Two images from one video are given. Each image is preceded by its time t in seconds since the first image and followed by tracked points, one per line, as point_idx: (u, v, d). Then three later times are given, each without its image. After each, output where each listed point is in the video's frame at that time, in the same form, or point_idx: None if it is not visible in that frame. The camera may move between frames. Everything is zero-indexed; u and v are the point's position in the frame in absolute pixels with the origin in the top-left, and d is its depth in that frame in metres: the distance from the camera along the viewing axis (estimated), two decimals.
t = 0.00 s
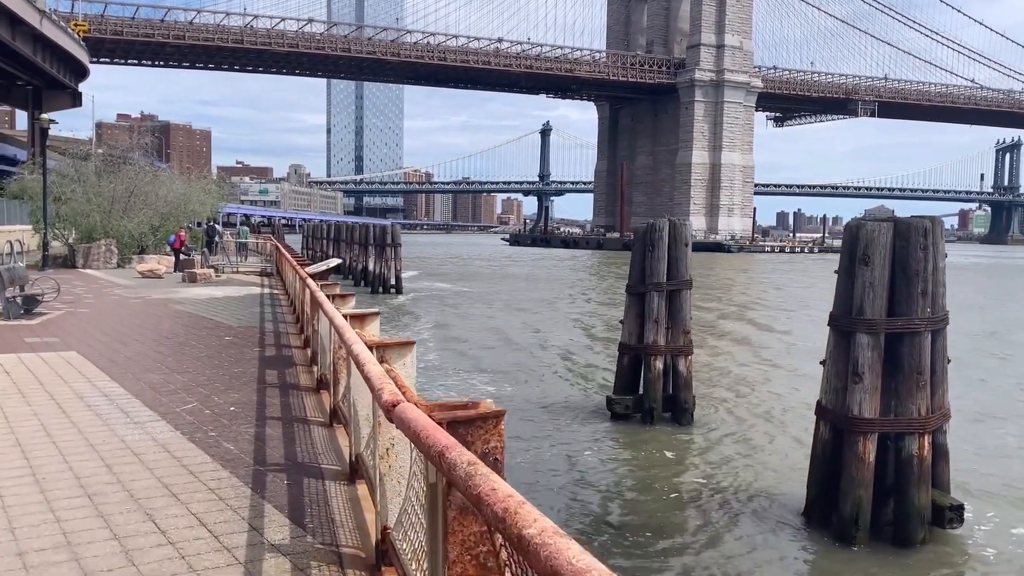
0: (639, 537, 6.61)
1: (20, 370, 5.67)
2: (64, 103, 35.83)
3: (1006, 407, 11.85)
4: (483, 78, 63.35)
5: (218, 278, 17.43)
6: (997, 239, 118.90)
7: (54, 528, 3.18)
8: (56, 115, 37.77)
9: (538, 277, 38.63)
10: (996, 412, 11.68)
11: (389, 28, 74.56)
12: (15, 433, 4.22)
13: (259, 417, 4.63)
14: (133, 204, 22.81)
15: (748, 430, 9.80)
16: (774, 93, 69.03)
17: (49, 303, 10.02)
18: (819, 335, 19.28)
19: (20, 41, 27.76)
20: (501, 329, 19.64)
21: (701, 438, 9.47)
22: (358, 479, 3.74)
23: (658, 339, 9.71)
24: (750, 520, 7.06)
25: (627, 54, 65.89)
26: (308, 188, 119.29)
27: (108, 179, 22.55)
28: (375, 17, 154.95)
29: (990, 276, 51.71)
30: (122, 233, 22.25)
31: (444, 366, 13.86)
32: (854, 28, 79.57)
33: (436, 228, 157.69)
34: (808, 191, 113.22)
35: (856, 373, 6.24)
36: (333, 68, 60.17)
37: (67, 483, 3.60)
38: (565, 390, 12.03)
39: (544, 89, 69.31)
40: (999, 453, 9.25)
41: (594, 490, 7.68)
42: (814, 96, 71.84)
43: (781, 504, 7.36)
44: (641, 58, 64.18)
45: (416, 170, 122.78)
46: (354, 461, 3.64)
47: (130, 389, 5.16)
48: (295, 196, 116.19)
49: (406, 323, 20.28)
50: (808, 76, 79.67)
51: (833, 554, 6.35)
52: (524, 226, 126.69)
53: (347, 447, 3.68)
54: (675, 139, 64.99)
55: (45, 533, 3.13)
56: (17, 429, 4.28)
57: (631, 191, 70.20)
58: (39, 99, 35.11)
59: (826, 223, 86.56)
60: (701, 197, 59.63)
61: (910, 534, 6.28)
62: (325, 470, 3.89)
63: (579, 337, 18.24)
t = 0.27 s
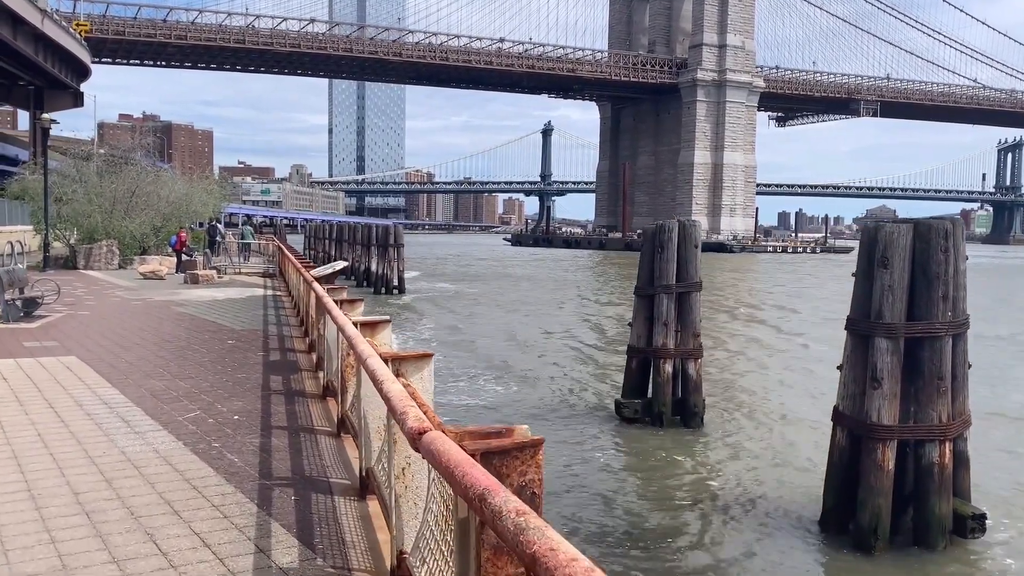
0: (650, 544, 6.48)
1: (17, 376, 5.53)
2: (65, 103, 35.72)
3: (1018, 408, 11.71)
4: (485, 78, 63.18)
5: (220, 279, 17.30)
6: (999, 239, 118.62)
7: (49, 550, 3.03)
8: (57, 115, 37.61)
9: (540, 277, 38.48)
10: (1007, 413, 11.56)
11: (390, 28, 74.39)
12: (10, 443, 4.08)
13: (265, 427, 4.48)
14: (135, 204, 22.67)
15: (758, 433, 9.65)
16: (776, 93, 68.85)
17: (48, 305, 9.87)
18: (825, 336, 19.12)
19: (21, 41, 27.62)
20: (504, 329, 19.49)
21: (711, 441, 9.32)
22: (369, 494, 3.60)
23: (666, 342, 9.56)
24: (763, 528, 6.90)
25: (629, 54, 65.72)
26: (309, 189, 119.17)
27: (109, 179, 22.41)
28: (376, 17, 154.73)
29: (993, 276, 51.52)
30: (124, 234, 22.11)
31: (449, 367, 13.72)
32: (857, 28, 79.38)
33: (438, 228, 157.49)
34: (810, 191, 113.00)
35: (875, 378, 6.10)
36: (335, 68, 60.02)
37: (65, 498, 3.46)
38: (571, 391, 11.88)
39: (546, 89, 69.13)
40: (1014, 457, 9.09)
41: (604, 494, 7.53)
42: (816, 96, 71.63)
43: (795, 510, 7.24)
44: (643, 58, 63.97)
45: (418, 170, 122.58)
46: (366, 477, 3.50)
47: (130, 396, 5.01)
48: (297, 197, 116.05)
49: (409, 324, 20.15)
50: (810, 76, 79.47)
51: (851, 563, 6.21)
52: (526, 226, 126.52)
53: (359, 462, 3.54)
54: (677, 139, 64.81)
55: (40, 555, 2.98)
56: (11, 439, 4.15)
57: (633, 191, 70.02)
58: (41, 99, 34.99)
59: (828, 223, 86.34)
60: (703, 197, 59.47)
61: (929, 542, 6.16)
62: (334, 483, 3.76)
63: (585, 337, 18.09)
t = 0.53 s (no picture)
0: (663, 548, 6.31)
1: (11, 377, 5.36)
2: (65, 102, 35.59)
3: None
4: (485, 77, 63.04)
5: (220, 279, 17.13)
6: (999, 239, 118.44)
7: (40, 564, 2.86)
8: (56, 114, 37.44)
9: (541, 277, 38.31)
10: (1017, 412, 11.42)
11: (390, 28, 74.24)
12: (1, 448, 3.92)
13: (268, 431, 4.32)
14: (134, 204, 22.52)
15: (768, 436, 9.47)
16: (777, 92, 68.70)
17: (46, 304, 9.70)
18: (830, 337, 18.93)
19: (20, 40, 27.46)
20: (506, 329, 19.33)
21: (719, 444, 9.14)
22: (377, 503, 3.43)
23: (675, 343, 9.39)
24: (777, 533, 6.73)
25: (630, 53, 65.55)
26: (309, 189, 118.96)
27: (109, 177, 22.25)
28: (376, 17, 154.57)
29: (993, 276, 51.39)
30: (123, 233, 21.94)
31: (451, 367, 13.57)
32: (857, 27, 79.22)
33: (437, 228, 157.33)
34: (811, 191, 112.81)
35: (894, 380, 5.92)
36: (335, 68, 59.86)
37: (56, 508, 3.29)
38: (576, 392, 11.71)
39: (547, 89, 68.95)
40: None
41: (613, 498, 7.35)
42: (816, 95, 71.48)
43: (809, 513, 7.08)
44: (644, 58, 63.80)
45: (417, 170, 122.43)
46: (373, 485, 3.33)
47: (127, 399, 4.85)
48: (297, 196, 115.90)
49: (409, 324, 19.99)
50: (811, 76, 79.29)
51: (869, 568, 6.05)
52: (525, 226, 126.35)
53: (368, 470, 3.36)
54: (678, 139, 64.63)
55: (30, 569, 2.82)
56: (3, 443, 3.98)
57: (633, 191, 69.86)
58: (40, 98, 34.84)
59: (829, 223, 86.20)
60: (704, 196, 59.32)
61: (950, 547, 5.99)
62: (341, 491, 3.59)
63: (588, 337, 17.91)
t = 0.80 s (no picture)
0: (673, 559, 6.14)
1: (2, 386, 5.19)
2: (63, 102, 35.46)
3: None
4: (485, 77, 62.88)
5: (218, 280, 16.94)
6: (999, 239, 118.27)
7: None
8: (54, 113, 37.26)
9: (541, 277, 38.09)
10: None
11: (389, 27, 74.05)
12: None
13: (269, 444, 4.15)
14: (132, 204, 22.35)
15: (775, 444, 9.28)
16: (777, 92, 68.50)
17: (40, 309, 9.50)
18: (835, 339, 18.71)
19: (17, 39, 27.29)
20: (506, 329, 19.16)
21: (728, 452, 8.94)
22: (384, 525, 3.26)
23: (683, 346, 9.20)
24: (787, 544, 6.55)
25: (630, 53, 65.36)
26: (308, 189, 118.78)
27: (106, 178, 22.05)
28: (375, 17, 154.32)
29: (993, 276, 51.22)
30: (121, 234, 21.76)
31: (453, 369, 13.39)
32: (857, 26, 78.99)
33: (437, 228, 157.09)
34: (811, 190, 112.63)
35: (912, 387, 5.75)
36: (334, 67, 59.64)
37: (43, 533, 3.11)
38: (579, 395, 11.51)
39: (546, 88, 68.76)
40: None
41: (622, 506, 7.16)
42: (816, 95, 71.28)
43: (822, 523, 6.91)
44: (643, 57, 63.60)
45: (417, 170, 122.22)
46: (380, 505, 3.16)
47: (122, 409, 4.67)
48: (296, 196, 115.72)
49: (409, 325, 19.82)
50: (811, 75, 79.09)
51: None
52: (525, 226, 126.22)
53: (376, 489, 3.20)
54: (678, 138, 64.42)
55: None
56: None
57: (633, 190, 69.69)
58: (38, 98, 34.68)
59: (829, 222, 86.09)
60: (704, 196, 59.15)
61: (970, 558, 5.82)
62: (345, 510, 3.41)
63: (590, 339, 17.69)
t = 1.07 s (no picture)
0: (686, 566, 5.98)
1: None
2: (62, 101, 35.34)
3: None
4: (485, 76, 62.75)
5: (217, 280, 16.78)
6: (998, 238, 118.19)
7: None
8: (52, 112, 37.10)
9: (541, 277, 37.95)
10: None
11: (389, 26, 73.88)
12: None
13: (273, 451, 3.99)
14: (131, 203, 22.18)
15: (784, 448, 9.11)
16: (776, 91, 68.38)
17: (36, 309, 9.34)
18: (838, 339, 18.55)
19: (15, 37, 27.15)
20: (507, 330, 19.00)
21: (736, 455, 8.79)
22: (396, 541, 3.10)
23: (691, 346, 9.05)
24: (800, 550, 6.40)
25: (630, 52, 65.20)
26: (307, 188, 118.62)
27: (105, 177, 21.90)
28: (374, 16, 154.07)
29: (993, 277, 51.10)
30: (119, 234, 21.61)
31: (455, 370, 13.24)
32: (856, 25, 78.82)
33: (436, 228, 156.91)
34: (810, 190, 112.49)
35: (932, 391, 5.59)
36: (333, 66, 59.50)
37: (35, 550, 2.95)
38: (583, 396, 11.35)
39: (546, 88, 68.60)
40: None
41: (630, 511, 7.00)
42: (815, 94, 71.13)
43: (837, 528, 6.75)
44: (643, 56, 63.43)
45: (416, 169, 122.04)
46: (391, 519, 2.99)
47: (119, 414, 4.51)
48: (295, 196, 115.61)
49: (410, 325, 19.67)
50: (810, 75, 78.96)
51: None
52: (524, 225, 126.08)
53: (387, 503, 3.05)
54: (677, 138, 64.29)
55: None
56: None
57: (633, 190, 69.54)
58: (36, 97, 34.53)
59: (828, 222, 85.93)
60: (703, 196, 59.02)
61: (992, 566, 5.67)
62: (354, 523, 3.25)
63: (592, 339, 17.53)
